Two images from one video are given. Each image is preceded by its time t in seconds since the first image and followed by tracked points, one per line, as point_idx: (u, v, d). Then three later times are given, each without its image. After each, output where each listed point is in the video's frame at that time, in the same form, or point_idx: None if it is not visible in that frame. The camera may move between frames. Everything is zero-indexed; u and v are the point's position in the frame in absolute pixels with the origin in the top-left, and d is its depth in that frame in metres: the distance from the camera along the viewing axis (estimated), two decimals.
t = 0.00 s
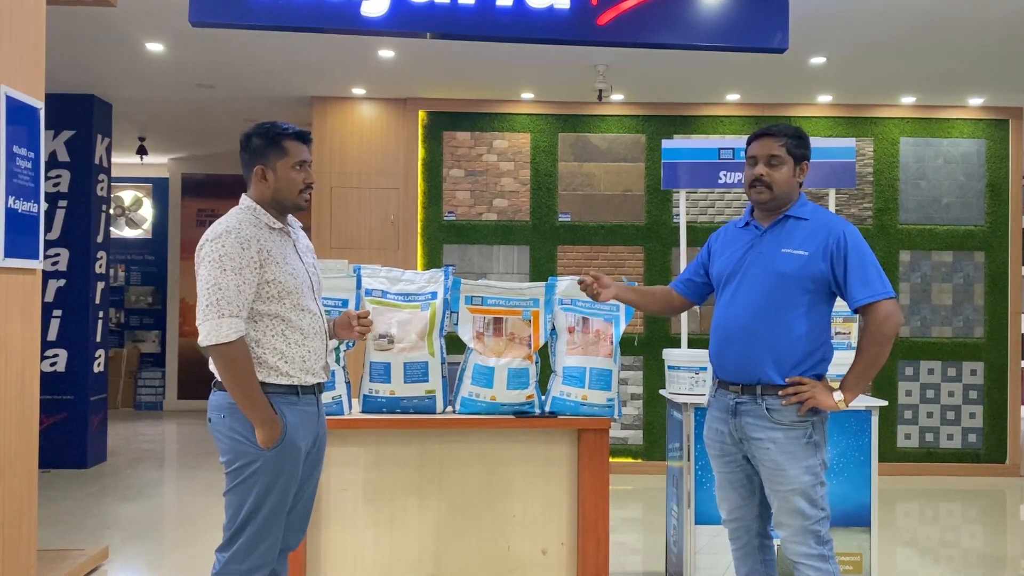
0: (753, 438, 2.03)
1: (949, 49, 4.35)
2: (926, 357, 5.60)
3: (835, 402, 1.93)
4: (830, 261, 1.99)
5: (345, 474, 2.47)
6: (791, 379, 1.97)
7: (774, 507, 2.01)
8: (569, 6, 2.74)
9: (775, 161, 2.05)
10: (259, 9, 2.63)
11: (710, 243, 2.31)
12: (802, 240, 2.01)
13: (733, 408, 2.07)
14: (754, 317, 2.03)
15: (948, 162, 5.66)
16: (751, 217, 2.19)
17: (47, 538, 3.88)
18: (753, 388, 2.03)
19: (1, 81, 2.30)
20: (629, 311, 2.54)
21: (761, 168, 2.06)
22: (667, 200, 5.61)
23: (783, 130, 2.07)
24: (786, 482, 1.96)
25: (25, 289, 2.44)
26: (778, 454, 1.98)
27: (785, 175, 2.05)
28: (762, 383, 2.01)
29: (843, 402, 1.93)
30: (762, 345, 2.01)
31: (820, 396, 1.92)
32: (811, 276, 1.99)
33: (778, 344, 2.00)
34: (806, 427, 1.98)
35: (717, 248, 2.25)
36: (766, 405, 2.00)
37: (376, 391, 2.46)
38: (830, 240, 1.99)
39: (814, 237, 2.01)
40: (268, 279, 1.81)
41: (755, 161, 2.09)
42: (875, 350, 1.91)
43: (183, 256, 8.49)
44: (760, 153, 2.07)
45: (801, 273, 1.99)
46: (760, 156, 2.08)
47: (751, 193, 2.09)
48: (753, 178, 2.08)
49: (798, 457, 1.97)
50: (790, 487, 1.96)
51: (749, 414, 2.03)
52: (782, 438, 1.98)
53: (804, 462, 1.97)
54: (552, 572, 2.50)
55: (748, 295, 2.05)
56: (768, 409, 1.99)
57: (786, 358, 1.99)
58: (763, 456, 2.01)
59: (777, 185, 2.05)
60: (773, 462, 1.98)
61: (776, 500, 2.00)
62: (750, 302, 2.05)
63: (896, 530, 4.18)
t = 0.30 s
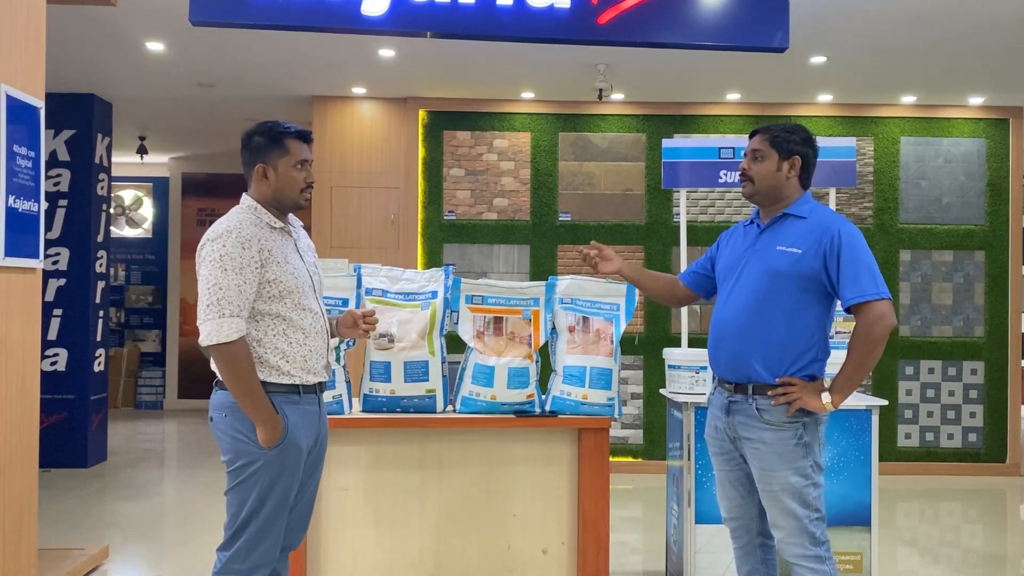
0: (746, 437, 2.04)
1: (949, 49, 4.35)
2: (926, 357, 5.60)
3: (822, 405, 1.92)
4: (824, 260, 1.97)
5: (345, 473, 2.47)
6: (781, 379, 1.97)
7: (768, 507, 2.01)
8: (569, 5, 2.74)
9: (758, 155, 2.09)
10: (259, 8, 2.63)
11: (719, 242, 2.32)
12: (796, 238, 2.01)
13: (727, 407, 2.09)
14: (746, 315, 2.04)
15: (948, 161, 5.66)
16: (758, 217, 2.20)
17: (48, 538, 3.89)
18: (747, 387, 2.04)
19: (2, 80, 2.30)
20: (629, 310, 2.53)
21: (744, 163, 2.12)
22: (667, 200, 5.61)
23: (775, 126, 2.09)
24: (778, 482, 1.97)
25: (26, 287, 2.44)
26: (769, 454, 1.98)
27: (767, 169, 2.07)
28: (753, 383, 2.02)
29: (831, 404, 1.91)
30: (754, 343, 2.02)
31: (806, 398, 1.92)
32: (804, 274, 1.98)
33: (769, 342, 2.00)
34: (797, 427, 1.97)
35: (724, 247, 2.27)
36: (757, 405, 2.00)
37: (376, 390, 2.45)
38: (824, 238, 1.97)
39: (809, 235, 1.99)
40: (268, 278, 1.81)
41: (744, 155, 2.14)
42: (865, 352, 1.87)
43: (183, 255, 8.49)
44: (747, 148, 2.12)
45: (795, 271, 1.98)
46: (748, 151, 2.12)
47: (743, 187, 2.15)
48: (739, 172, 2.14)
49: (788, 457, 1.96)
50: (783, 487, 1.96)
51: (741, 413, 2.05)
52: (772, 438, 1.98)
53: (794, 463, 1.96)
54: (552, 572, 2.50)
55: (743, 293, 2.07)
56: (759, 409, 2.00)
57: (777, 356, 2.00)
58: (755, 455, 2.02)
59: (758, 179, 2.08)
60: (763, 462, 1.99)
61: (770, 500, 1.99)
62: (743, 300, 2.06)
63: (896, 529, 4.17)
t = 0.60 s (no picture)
0: (742, 437, 2.05)
1: (950, 47, 4.34)
2: (926, 356, 5.61)
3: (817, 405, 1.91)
4: (815, 257, 1.96)
5: (346, 472, 2.48)
6: (776, 378, 1.97)
7: (766, 507, 2.01)
8: (569, 4, 2.73)
9: (754, 152, 2.11)
10: (259, 7, 2.63)
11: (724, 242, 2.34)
12: (787, 236, 2.01)
13: (725, 405, 2.09)
14: (739, 314, 2.06)
15: (948, 160, 5.66)
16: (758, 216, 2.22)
17: (48, 537, 3.89)
18: (744, 386, 2.04)
19: (1, 78, 2.30)
20: (629, 309, 2.53)
21: (740, 161, 2.15)
22: (667, 199, 5.61)
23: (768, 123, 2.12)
24: (774, 482, 1.97)
25: (26, 286, 2.44)
26: (764, 454, 1.98)
27: (764, 164, 2.09)
28: (749, 383, 2.02)
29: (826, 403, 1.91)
30: (747, 342, 2.03)
31: (801, 399, 1.91)
32: (794, 272, 1.98)
33: (760, 341, 2.01)
34: (792, 427, 1.96)
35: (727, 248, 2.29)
36: (753, 405, 2.01)
37: (377, 389, 2.45)
38: (814, 235, 1.96)
39: (799, 232, 1.99)
40: (271, 277, 1.81)
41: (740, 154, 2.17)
42: (856, 351, 1.86)
43: (183, 254, 8.50)
44: (742, 147, 2.15)
45: (785, 269, 1.99)
46: (743, 149, 2.15)
47: (740, 185, 2.18)
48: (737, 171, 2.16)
49: (784, 457, 1.96)
50: (781, 487, 1.96)
51: (738, 413, 2.05)
52: (767, 438, 1.98)
53: (789, 463, 1.96)
54: (552, 571, 2.50)
55: (737, 293, 2.08)
56: (754, 409, 2.00)
57: (770, 355, 2.00)
58: (751, 455, 2.02)
59: (756, 175, 2.11)
60: (759, 461, 1.99)
61: (768, 499, 1.99)
62: (737, 299, 2.08)
63: (896, 528, 4.17)
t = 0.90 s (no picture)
0: (740, 436, 2.05)
1: (951, 46, 4.34)
2: (926, 355, 5.60)
3: (810, 402, 1.89)
4: (805, 252, 1.96)
5: (346, 471, 2.48)
6: (773, 377, 1.97)
7: (765, 507, 2.01)
8: (569, 3, 2.73)
9: (737, 160, 2.12)
10: (259, 6, 2.63)
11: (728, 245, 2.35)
12: (779, 233, 2.02)
13: (724, 404, 2.10)
14: (734, 312, 2.07)
15: (948, 159, 5.66)
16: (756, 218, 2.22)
17: (49, 536, 3.89)
18: (742, 386, 2.05)
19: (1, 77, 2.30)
20: (630, 308, 2.53)
21: (727, 172, 2.16)
22: (667, 198, 5.61)
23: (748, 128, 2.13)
24: (772, 481, 1.97)
25: (26, 286, 2.44)
26: (761, 453, 1.98)
27: (750, 169, 2.10)
28: (748, 382, 2.02)
29: (820, 401, 1.88)
30: (742, 340, 2.04)
31: (796, 398, 1.91)
32: (784, 268, 1.98)
33: (754, 338, 2.01)
34: (788, 427, 1.96)
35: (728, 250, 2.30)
36: (750, 404, 2.01)
37: (376, 388, 2.45)
38: (803, 231, 1.97)
39: (790, 228, 2.00)
40: (274, 276, 1.81)
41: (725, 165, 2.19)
42: (846, 345, 1.85)
43: (183, 253, 8.50)
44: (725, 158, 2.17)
45: (777, 265, 1.99)
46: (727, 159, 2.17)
47: (734, 194, 2.19)
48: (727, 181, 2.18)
49: (781, 457, 1.96)
50: (778, 486, 1.96)
51: (737, 412, 2.06)
52: (764, 437, 1.98)
53: (786, 462, 1.96)
54: (552, 570, 2.50)
55: (734, 291, 2.09)
56: (752, 408, 2.01)
57: (764, 353, 2.00)
58: (749, 454, 2.02)
59: (745, 181, 2.12)
60: (756, 461, 2.00)
61: (767, 499, 1.99)
62: (732, 298, 2.09)
63: (896, 528, 4.18)
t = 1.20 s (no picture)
0: (743, 434, 2.05)
1: (951, 45, 4.34)
2: (926, 354, 5.61)
3: (808, 399, 1.89)
4: (802, 250, 1.96)
5: (346, 470, 2.48)
6: (776, 375, 1.97)
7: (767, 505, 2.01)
8: (569, 1, 2.73)
9: (763, 151, 2.08)
10: (259, 4, 2.62)
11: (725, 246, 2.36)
12: (776, 231, 2.02)
13: (727, 403, 2.10)
14: (733, 311, 2.07)
15: (949, 158, 5.66)
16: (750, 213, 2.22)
17: (49, 534, 3.89)
18: (743, 384, 2.04)
19: (1, 76, 2.30)
20: (629, 307, 2.53)
21: (748, 159, 2.09)
22: (667, 197, 5.61)
23: (768, 122, 2.09)
24: (775, 480, 1.97)
25: (26, 284, 2.44)
26: (763, 452, 1.98)
27: (774, 164, 2.08)
28: (751, 380, 2.02)
29: (818, 397, 1.88)
30: (742, 338, 2.03)
31: (795, 395, 1.90)
32: (782, 266, 1.98)
33: (755, 336, 2.01)
34: (790, 426, 1.96)
35: (724, 249, 2.30)
36: (754, 402, 2.01)
37: (376, 387, 2.45)
38: (800, 228, 1.97)
39: (787, 226, 2.00)
40: (276, 272, 1.81)
41: (743, 152, 2.11)
42: (840, 340, 1.84)
43: (183, 252, 8.49)
44: (746, 144, 2.09)
45: (775, 263, 1.99)
46: (747, 147, 2.10)
47: (743, 183, 2.12)
48: (744, 169, 2.10)
49: (784, 455, 1.96)
50: (781, 485, 1.96)
51: (740, 410, 2.05)
52: (766, 436, 1.98)
53: (788, 461, 1.96)
54: (552, 569, 2.50)
55: (732, 291, 2.09)
56: (755, 407, 2.00)
57: (764, 350, 2.00)
58: (752, 453, 2.02)
59: (767, 175, 2.09)
60: (758, 459, 2.00)
61: (770, 498, 1.99)
62: (732, 297, 2.09)
63: (896, 527, 4.18)
